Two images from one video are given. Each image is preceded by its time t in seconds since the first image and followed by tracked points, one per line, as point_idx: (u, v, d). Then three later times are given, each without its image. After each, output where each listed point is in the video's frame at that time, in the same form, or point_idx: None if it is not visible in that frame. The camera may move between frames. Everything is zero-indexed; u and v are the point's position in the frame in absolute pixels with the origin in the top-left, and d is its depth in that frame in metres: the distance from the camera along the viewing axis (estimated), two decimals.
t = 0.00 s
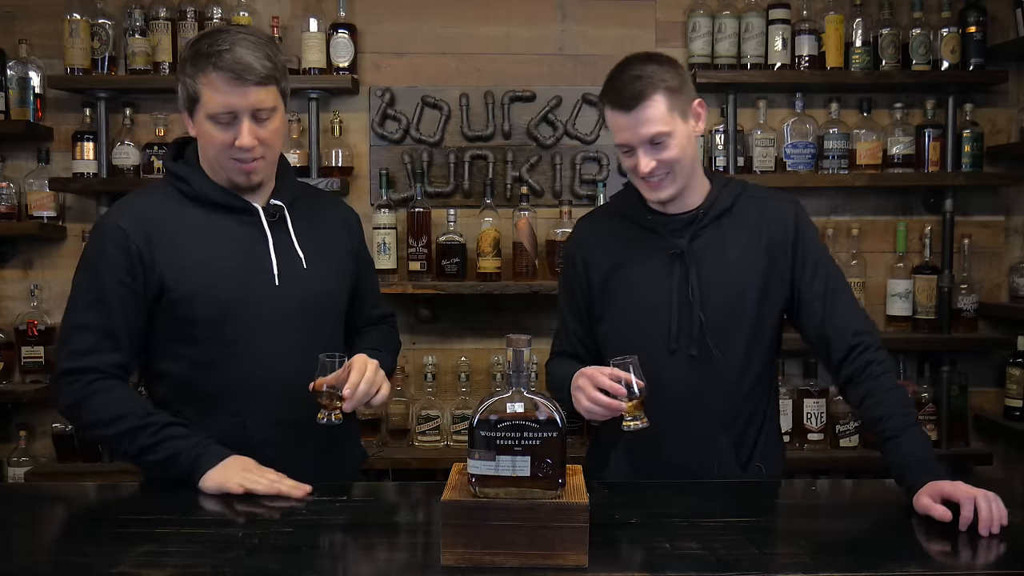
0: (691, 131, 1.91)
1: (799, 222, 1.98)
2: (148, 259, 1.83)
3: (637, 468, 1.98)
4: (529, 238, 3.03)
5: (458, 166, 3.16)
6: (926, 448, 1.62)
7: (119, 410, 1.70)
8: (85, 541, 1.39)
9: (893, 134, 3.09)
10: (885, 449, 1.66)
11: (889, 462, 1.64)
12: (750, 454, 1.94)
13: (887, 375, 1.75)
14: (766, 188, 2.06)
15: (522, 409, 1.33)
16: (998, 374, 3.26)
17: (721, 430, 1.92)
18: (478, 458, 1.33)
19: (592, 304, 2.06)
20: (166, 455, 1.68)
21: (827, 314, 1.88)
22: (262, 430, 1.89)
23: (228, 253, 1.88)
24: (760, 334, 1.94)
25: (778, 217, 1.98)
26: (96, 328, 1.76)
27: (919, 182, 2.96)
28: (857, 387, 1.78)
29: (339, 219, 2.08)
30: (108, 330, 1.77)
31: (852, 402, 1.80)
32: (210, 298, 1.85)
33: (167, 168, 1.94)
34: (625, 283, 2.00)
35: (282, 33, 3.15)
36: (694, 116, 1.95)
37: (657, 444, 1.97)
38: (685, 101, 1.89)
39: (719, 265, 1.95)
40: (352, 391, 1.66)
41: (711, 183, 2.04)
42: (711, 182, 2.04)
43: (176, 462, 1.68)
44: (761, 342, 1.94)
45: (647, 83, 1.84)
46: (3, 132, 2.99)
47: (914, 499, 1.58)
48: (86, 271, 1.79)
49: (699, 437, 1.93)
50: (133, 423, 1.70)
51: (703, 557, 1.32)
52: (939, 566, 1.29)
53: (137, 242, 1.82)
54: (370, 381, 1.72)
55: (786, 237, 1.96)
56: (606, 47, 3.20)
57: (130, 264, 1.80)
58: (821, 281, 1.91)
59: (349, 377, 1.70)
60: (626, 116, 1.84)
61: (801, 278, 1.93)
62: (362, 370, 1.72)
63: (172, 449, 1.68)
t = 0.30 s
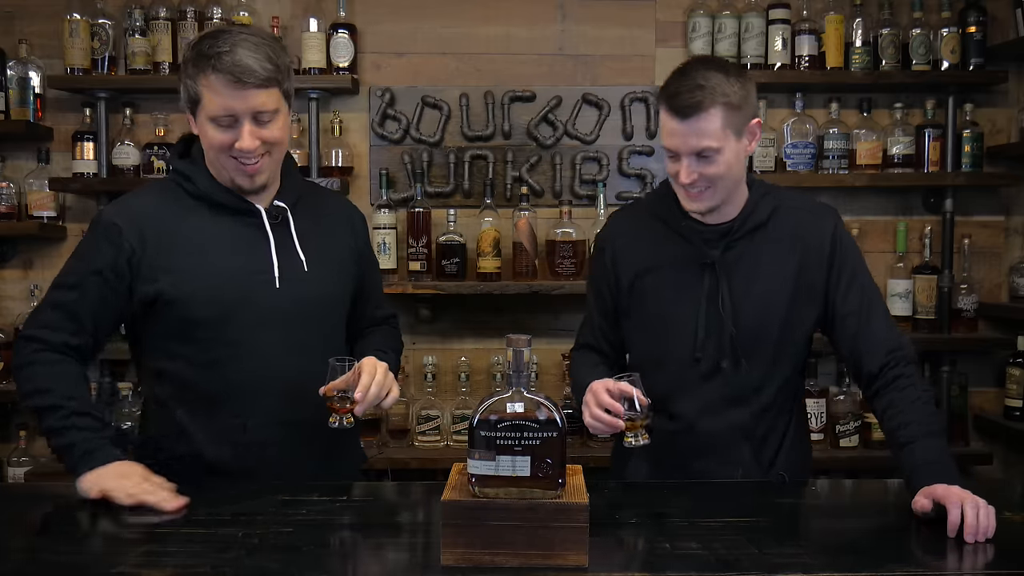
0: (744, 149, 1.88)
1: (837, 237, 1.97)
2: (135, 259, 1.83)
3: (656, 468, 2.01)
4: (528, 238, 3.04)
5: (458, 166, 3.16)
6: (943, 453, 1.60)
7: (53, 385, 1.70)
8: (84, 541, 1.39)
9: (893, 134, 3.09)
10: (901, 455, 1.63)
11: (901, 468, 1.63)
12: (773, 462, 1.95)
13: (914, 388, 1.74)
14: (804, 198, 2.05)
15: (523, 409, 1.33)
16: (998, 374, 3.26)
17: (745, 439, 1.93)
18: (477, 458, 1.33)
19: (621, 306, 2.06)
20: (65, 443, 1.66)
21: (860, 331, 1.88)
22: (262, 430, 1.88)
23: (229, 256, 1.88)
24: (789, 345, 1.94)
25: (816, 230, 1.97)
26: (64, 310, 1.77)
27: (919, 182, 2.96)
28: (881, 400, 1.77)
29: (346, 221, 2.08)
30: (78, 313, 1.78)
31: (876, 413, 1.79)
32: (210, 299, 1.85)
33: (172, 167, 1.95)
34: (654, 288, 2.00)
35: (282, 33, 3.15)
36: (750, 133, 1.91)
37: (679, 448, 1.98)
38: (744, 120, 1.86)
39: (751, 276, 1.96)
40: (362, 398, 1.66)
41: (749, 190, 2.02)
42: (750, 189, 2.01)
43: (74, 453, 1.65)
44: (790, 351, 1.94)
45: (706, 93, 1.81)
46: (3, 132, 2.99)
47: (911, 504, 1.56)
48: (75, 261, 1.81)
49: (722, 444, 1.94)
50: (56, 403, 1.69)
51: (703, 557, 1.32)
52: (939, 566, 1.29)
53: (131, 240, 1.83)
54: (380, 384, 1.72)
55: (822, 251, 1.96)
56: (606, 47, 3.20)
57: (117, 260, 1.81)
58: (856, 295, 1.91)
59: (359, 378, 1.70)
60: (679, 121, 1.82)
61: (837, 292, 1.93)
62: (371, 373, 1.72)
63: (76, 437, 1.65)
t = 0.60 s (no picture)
0: (766, 145, 1.88)
1: (854, 242, 1.96)
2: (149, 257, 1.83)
3: (661, 468, 2.02)
4: (528, 238, 3.04)
5: (458, 166, 3.16)
6: (943, 455, 1.60)
7: (118, 414, 1.65)
8: (84, 542, 1.39)
9: (893, 134, 3.09)
10: (901, 458, 1.64)
11: (902, 470, 1.63)
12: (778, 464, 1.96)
13: (921, 393, 1.74)
14: (822, 201, 2.04)
15: (522, 408, 1.33)
16: (998, 374, 3.26)
17: (751, 440, 1.94)
18: (478, 458, 1.33)
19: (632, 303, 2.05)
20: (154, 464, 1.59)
21: (872, 337, 1.87)
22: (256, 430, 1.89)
23: (227, 256, 1.88)
24: (801, 348, 1.94)
25: (833, 234, 1.96)
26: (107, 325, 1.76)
27: (919, 182, 2.96)
28: (887, 406, 1.77)
29: (344, 222, 2.08)
30: (119, 325, 1.77)
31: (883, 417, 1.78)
32: (205, 300, 1.85)
33: (167, 170, 1.95)
34: (666, 286, 1.99)
35: (282, 33, 3.15)
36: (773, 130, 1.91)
37: (686, 447, 1.99)
38: (769, 114, 1.86)
39: (765, 278, 1.95)
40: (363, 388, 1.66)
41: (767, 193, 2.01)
42: (768, 193, 2.01)
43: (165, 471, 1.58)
44: (800, 354, 1.94)
45: (735, 82, 1.81)
46: (3, 132, 2.99)
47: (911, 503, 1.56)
48: (91, 267, 1.80)
49: (729, 444, 1.95)
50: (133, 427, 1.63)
51: (702, 557, 1.32)
52: (939, 566, 1.29)
53: (137, 240, 1.82)
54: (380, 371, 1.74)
55: (839, 255, 1.95)
56: (606, 47, 3.20)
57: (131, 261, 1.81)
58: (871, 303, 1.90)
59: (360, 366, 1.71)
60: (705, 110, 1.81)
61: (850, 299, 1.93)
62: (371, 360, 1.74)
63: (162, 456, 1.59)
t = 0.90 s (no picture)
0: (743, 154, 1.90)
1: (855, 239, 1.96)
2: (136, 261, 1.83)
3: (666, 468, 2.02)
4: (528, 238, 3.04)
5: (458, 166, 3.16)
6: (944, 455, 1.60)
7: (96, 395, 1.72)
8: (84, 541, 1.39)
9: (893, 134, 3.09)
10: (902, 457, 1.64)
11: (902, 470, 1.63)
12: (782, 461, 1.97)
13: (920, 390, 1.74)
14: (820, 198, 2.04)
15: (522, 409, 1.33)
16: (998, 374, 3.26)
17: (756, 439, 1.95)
18: (478, 458, 1.33)
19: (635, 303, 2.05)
20: (129, 443, 1.69)
21: (873, 334, 1.87)
22: (253, 430, 1.89)
23: (223, 255, 1.89)
24: (802, 347, 1.94)
25: (833, 232, 1.96)
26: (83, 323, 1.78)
27: (919, 182, 2.96)
28: (887, 403, 1.78)
29: (343, 222, 2.08)
30: (92, 325, 1.79)
31: (881, 416, 1.79)
32: (200, 301, 1.85)
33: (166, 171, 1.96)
34: (668, 286, 1.99)
35: (282, 33, 3.15)
36: (748, 139, 1.89)
37: (693, 449, 1.98)
38: (746, 119, 1.89)
39: (767, 278, 1.95)
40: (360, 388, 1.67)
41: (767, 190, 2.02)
42: (768, 190, 2.02)
43: (142, 451, 1.68)
44: (803, 353, 1.94)
45: (708, 81, 1.89)
46: (3, 132, 2.99)
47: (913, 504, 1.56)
48: (77, 267, 1.82)
49: (734, 443, 1.96)
50: (109, 408, 1.71)
51: (703, 557, 1.32)
52: (939, 566, 1.29)
53: (129, 241, 1.83)
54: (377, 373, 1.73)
55: (839, 252, 1.95)
56: (606, 47, 3.20)
57: (118, 265, 1.82)
58: (871, 300, 1.90)
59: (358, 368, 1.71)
60: (677, 105, 1.91)
61: (851, 296, 1.93)
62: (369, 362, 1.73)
63: (139, 436, 1.69)
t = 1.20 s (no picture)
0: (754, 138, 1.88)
1: (852, 237, 1.96)
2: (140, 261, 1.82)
3: (650, 461, 2.01)
4: (528, 238, 3.04)
5: (458, 166, 3.16)
6: (943, 455, 1.60)
7: (91, 408, 1.66)
8: (85, 541, 1.39)
9: (893, 134, 3.09)
10: (901, 457, 1.64)
11: (901, 469, 1.63)
12: (768, 461, 1.95)
13: (918, 391, 1.74)
14: (819, 198, 2.04)
15: (522, 408, 1.33)
16: (998, 374, 3.26)
17: (741, 434, 1.92)
18: (478, 458, 1.32)
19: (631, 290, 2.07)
20: (117, 458, 1.61)
21: (871, 334, 1.87)
22: (253, 430, 1.89)
23: (221, 254, 1.89)
24: (793, 340, 1.94)
25: (831, 229, 1.96)
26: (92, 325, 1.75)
27: (919, 182, 2.96)
28: (884, 403, 1.78)
29: (343, 221, 2.08)
30: (100, 329, 1.76)
31: (880, 416, 1.79)
32: (200, 301, 1.85)
33: (167, 173, 1.96)
34: (663, 275, 2.01)
35: (282, 33, 3.15)
36: (758, 121, 1.90)
37: (675, 440, 1.97)
38: (749, 104, 1.87)
39: (762, 269, 1.95)
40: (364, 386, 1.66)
41: (765, 187, 2.02)
42: (766, 187, 2.01)
43: (126, 467, 1.60)
44: (794, 347, 1.94)
45: (707, 77, 1.84)
46: (4, 132, 2.99)
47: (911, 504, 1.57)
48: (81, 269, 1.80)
49: (719, 437, 1.94)
50: (101, 421, 1.65)
51: (703, 557, 1.32)
52: (940, 566, 1.29)
53: (131, 242, 1.82)
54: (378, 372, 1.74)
55: (836, 249, 1.94)
56: (606, 47, 3.20)
57: (124, 265, 1.80)
58: (869, 299, 1.90)
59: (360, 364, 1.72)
60: (683, 106, 1.86)
61: (847, 294, 1.92)
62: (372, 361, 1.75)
63: (126, 452, 1.61)
